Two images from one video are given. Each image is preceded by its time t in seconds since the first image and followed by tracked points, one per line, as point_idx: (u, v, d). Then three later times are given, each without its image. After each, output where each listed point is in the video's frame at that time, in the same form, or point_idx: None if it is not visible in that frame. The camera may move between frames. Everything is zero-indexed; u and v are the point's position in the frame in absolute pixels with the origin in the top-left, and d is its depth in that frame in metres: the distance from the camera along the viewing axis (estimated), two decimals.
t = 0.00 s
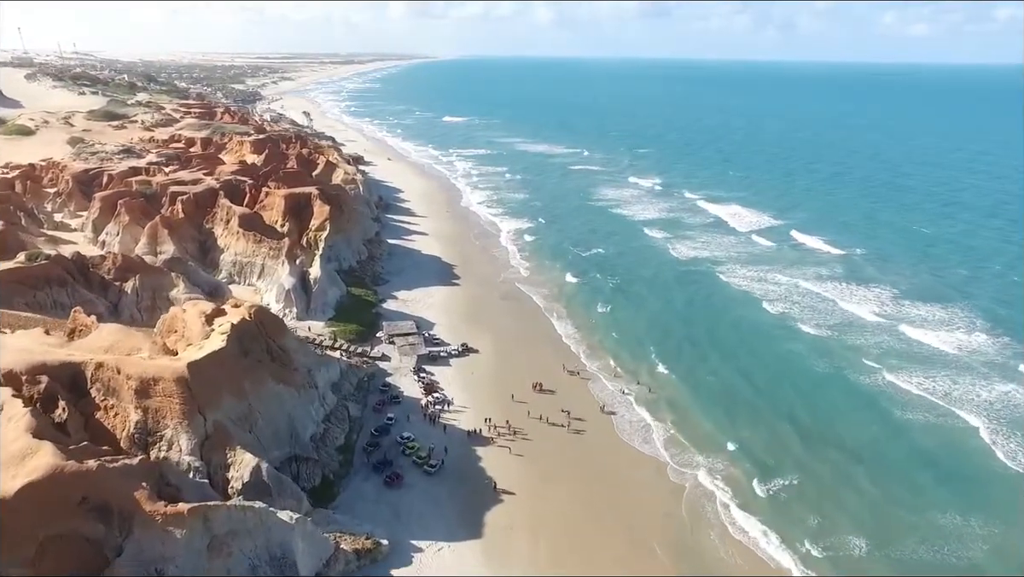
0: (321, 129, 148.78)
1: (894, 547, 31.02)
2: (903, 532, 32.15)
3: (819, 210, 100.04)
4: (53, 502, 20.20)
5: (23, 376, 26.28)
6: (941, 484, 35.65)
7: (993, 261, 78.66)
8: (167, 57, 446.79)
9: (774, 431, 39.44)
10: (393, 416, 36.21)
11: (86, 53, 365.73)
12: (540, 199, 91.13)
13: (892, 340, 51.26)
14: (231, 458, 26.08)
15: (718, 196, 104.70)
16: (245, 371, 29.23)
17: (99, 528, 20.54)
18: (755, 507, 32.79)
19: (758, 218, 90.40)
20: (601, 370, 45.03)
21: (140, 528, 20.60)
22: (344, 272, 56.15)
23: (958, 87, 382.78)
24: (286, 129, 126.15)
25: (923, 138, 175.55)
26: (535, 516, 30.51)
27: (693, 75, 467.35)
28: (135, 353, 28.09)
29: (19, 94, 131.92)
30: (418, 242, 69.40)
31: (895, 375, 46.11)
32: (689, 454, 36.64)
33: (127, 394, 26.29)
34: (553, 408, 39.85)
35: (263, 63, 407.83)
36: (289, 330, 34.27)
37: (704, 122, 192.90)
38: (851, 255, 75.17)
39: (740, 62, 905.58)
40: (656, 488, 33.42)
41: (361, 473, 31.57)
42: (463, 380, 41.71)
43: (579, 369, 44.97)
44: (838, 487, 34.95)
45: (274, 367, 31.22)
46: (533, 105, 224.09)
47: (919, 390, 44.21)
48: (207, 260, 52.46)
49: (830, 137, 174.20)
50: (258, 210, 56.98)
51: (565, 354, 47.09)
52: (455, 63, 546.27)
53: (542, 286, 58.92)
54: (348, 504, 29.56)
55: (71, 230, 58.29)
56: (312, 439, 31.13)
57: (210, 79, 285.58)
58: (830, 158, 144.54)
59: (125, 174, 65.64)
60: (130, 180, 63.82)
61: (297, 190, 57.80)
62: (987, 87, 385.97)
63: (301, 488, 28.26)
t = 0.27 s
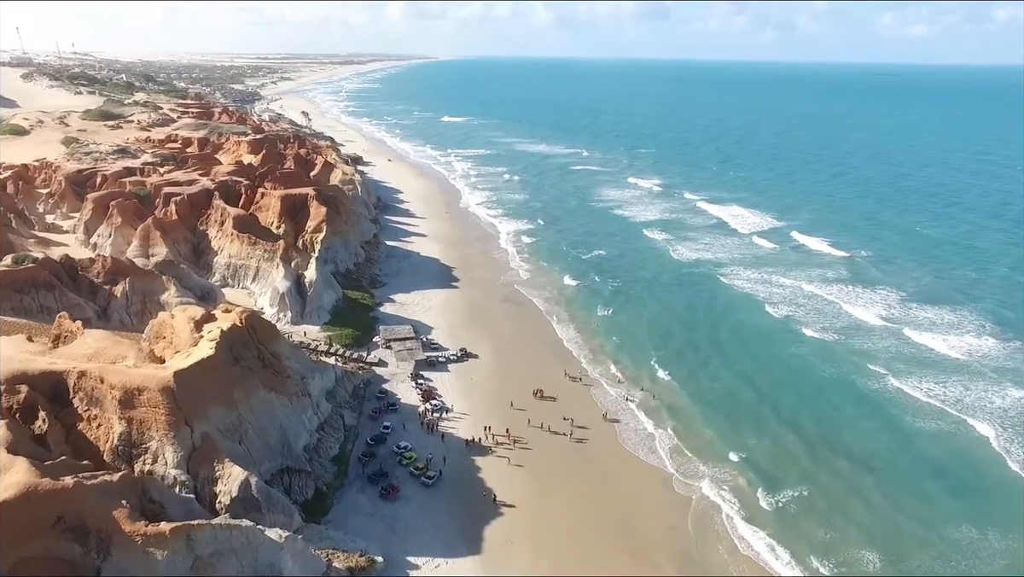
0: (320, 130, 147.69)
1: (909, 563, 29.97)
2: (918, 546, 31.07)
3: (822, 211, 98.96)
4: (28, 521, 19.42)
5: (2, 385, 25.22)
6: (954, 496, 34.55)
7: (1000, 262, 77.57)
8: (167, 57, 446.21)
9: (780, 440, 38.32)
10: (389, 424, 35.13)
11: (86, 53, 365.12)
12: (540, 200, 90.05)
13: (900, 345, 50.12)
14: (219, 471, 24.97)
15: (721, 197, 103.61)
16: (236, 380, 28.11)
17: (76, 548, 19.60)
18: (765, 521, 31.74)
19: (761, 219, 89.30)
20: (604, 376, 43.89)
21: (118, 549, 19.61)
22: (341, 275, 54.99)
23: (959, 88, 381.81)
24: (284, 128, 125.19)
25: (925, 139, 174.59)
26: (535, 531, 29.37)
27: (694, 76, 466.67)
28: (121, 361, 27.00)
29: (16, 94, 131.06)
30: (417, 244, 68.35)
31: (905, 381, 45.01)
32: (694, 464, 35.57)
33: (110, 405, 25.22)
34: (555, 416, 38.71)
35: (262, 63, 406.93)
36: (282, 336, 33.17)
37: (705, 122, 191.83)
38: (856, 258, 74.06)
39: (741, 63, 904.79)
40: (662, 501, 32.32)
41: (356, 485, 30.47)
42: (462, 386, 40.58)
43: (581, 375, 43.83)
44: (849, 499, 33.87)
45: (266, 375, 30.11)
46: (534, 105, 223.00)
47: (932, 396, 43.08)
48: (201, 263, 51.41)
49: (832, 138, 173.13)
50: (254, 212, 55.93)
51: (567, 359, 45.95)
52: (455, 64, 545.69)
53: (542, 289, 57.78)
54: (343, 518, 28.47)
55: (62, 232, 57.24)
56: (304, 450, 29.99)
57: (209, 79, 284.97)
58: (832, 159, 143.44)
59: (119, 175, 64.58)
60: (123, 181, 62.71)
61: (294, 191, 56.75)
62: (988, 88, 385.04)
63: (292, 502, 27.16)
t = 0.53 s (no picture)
0: (318, 130, 146.48)
1: None
2: (933, 561, 29.94)
3: (825, 211, 97.84)
4: None
5: None
6: (966, 507, 33.50)
7: (1006, 264, 76.51)
8: (165, 57, 445.09)
9: (786, 448, 37.17)
10: (385, 433, 33.99)
11: (83, 53, 364.01)
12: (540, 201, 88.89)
13: (908, 349, 48.98)
14: (205, 485, 23.86)
15: (722, 197, 102.53)
16: (225, 389, 26.96)
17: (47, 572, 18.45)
18: (773, 535, 30.59)
19: (763, 220, 88.16)
20: (605, 382, 42.75)
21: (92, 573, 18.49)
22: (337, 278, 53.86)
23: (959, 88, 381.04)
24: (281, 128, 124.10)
25: (925, 139, 173.64)
26: (536, 546, 28.22)
27: (693, 77, 465.92)
28: (104, 370, 25.89)
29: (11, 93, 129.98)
30: (415, 246, 67.25)
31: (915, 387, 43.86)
32: (700, 475, 34.42)
33: (92, 416, 24.09)
34: (556, 424, 37.58)
35: (261, 63, 405.93)
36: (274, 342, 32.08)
37: (705, 123, 190.95)
38: (861, 259, 72.96)
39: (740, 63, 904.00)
40: (667, 514, 31.22)
41: (350, 497, 29.34)
42: (460, 393, 39.43)
43: (582, 381, 42.72)
44: (860, 512, 32.74)
45: (257, 384, 28.97)
46: (533, 106, 221.96)
47: (943, 402, 41.94)
48: (194, 266, 50.30)
49: (833, 138, 172.09)
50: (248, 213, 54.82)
51: (568, 365, 44.80)
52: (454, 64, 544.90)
53: (542, 292, 56.62)
54: (335, 533, 27.35)
55: (53, 234, 56.10)
56: (296, 462, 28.87)
57: (207, 79, 283.99)
58: (833, 160, 142.42)
59: (111, 175, 63.46)
60: (115, 181, 61.50)
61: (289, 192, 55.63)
62: (988, 88, 384.26)
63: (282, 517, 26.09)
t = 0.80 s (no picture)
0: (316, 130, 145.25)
1: None
2: None
3: (827, 212, 96.69)
4: None
5: None
6: (979, 520, 32.43)
7: (1012, 265, 75.46)
8: (164, 57, 444.11)
9: (792, 459, 36.08)
10: (381, 443, 32.86)
11: (81, 53, 363.00)
12: (539, 202, 87.76)
13: (917, 353, 47.84)
14: (190, 502, 22.75)
15: (724, 198, 101.41)
16: (213, 399, 25.81)
17: None
18: (782, 551, 29.52)
19: (766, 221, 87.00)
20: (607, 389, 41.67)
21: None
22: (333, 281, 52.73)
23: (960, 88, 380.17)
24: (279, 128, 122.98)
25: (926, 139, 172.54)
26: (537, 564, 27.12)
27: (693, 77, 465.25)
28: (85, 380, 24.75)
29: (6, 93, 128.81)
30: (413, 247, 66.13)
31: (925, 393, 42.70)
32: (706, 486, 33.33)
33: (70, 429, 22.99)
34: (556, 433, 36.48)
35: (260, 64, 404.02)
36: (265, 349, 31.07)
37: (706, 123, 189.98)
38: (866, 261, 71.80)
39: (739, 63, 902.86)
40: (672, 528, 30.13)
41: (344, 512, 28.22)
42: (459, 400, 38.29)
43: (583, 388, 41.62)
44: (870, 526, 31.70)
45: (247, 393, 27.83)
46: (532, 106, 220.78)
47: (954, 409, 40.81)
48: (186, 268, 49.17)
49: (834, 138, 170.94)
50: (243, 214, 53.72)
51: (569, 370, 43.67)
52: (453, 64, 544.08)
53: (542, 295, 55.49)
54: (328, 550, 26.22)
55: (43, 236, 54.96)
56: (287, 475, 27.75)
57: (206, 79, 282.88)
58: (836, 160, 141.19)
59: (103, 176, 62.33)
60: (108, 182, 60.33)
61: (284, 193, 54.52)
62: (988, 88, 383.43)
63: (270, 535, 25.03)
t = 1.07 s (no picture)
0: (314, 130, 144.16)
1: None
2: None
3: (831, 213, 95.55)
4: None
5: None
6: (992, 535, 31.32)
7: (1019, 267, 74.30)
8: (163, 57, 443.36)
9: (798, 469, 34.97)
10: (376, 454, 31.70)
11: (81, 53, 362.47)
12: (539, 203, 86.62)
13: (927, 358, 46.66)
14: (172, 521, 21.60)
15: (726, 198, 100.31)
16: (199, 410, 24.60)
17: None
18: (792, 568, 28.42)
19: (769, 223, 85.90)
20: (608, 396, 40.53)
21: None
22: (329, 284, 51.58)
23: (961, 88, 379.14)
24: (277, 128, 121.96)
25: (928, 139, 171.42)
26: None
27: (693, 77, 464.24)
28: (64, 391, 23.59)
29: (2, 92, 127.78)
30: (411, 249, 65.01)
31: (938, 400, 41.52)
32: (712, 499, 32.20)
33: (47, 443, 21.93)
34: (557, 443, 35.36)
35: (260, 64, 403.29)
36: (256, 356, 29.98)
37: (706, 124, 189.00)
38: (871, 263, 70.66)
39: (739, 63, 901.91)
40: (678, 544, 28.99)
41: (337, 527, 27.04)
42: (457, 408, 37.13)
43: (585, 396, 40.49)
44: (882, 540, 30.62)
45: (235, 404, 26.64)
46: (532, 106, 219.76)
47: (968, 417, 39.61)
48: (178, 271, 48.06)
49: (836, 139, 169.87)
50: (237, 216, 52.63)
51: (571, 378, 42.52)
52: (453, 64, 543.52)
53: (542, 298, 54.31)
54: (319, 569, 25.03)
55: (33, 238, 53.87)
56: (277, 489, 26.55)
57: (205, 79, 281.99)
58: (838, 160, 140.08)
59: (96, 176, 61.25)
60: (100, 183, 59.18)
61: (279, 194, 53.42)
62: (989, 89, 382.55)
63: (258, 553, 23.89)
